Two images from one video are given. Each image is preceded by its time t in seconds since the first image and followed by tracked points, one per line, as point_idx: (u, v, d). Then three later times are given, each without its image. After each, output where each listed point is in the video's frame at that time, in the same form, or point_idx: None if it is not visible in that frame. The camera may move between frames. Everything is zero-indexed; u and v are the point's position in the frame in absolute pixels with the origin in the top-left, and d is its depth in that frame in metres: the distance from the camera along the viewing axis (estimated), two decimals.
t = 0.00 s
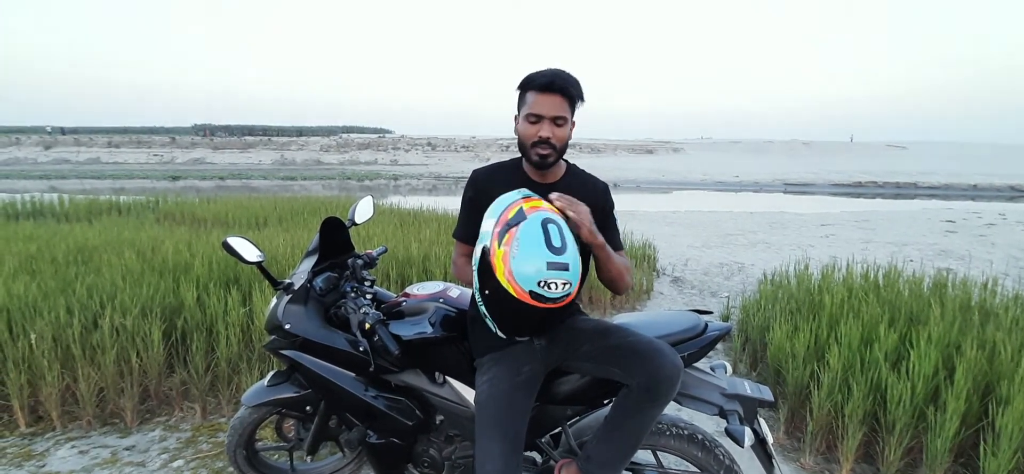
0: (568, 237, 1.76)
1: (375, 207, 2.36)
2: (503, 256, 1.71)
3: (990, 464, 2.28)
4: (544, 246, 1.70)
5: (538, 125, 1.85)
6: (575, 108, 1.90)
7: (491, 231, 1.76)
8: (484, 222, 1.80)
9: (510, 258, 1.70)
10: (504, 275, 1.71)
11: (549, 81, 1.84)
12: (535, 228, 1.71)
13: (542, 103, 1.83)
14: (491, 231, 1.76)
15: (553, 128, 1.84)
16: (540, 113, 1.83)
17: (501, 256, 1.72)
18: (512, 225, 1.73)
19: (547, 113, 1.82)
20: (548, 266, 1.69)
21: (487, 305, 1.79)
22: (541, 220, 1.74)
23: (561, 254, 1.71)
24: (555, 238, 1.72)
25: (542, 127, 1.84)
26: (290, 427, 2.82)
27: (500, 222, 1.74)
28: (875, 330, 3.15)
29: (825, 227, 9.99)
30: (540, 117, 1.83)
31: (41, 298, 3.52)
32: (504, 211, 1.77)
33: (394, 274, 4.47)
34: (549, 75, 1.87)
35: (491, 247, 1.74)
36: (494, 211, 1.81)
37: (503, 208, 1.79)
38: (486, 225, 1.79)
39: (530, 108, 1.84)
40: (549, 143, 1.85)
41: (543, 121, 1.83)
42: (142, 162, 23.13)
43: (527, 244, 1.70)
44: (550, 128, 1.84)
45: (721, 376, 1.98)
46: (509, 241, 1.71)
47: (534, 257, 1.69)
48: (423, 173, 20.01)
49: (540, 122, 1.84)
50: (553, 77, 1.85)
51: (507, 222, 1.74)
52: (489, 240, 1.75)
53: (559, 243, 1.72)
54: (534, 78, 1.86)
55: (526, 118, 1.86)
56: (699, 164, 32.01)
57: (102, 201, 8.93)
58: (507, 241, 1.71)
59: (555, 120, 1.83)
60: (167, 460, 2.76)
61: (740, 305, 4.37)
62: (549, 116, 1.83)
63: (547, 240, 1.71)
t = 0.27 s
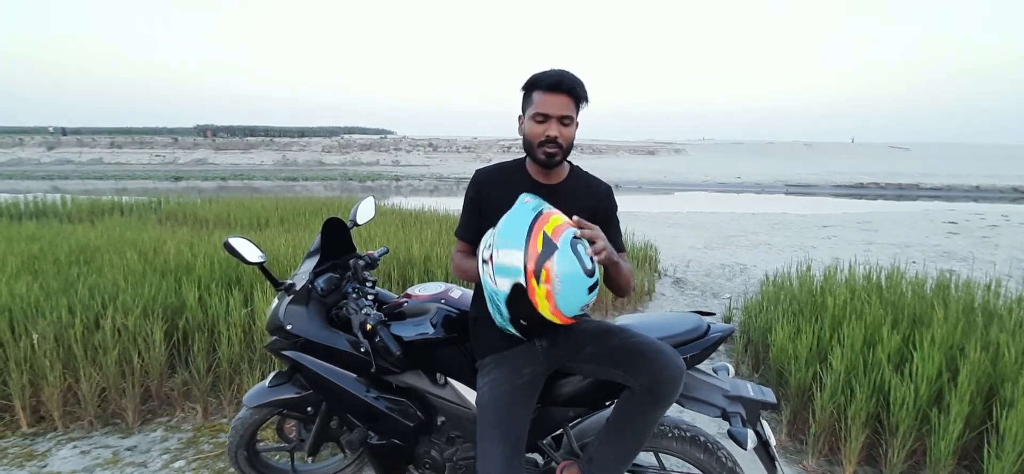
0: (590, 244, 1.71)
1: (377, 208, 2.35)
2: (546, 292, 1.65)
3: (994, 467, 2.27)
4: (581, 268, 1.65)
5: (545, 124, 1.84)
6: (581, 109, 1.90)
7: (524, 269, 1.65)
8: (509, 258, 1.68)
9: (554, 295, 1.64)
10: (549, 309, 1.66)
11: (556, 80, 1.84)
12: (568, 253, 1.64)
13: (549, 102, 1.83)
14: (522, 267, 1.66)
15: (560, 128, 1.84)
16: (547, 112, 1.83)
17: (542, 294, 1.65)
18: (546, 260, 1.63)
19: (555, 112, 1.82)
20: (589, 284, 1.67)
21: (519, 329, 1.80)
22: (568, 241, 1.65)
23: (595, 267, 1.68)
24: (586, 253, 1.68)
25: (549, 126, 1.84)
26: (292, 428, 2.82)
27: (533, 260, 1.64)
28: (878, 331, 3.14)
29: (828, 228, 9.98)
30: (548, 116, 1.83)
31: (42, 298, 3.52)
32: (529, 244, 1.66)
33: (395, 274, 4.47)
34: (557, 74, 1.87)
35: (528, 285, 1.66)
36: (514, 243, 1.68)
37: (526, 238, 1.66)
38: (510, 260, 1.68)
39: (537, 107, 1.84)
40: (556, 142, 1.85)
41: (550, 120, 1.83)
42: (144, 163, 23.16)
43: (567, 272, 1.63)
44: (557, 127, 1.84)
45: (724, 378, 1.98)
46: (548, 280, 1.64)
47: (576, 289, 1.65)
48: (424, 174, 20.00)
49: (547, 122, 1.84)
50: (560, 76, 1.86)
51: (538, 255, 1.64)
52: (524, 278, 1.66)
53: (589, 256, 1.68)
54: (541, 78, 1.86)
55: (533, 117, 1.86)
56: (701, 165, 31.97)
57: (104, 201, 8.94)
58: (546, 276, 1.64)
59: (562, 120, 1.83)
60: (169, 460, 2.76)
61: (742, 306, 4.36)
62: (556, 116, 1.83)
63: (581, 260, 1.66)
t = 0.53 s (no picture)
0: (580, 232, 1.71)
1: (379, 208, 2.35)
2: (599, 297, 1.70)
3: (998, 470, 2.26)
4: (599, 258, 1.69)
5: (553, 125, 1.84)
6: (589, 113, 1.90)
7: (577, 306, 1.65)
8: (557, 313, 1.65)
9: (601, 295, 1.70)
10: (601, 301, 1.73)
11: (568, 82, 1.84)
12: (591, 262, 1.65)
13: (560, 103, 1.82)
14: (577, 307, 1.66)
15: (567, 130, 1.84)
16: (556, 113, 1.82)
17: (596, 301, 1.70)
18: (585, 286, 1.64)
19: (563, 114, 1.82)
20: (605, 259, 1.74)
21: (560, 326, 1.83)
22: (580, 255, 1.65)
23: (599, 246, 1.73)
24: (591, 245, 1.69)
25: (556, 128, 1.83)
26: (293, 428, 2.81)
27: (579, 298, 1.63)
28: (881, 333, 3.13)
29: (830, 230, 9.95)
30: (556, 117, 1.82)
31: (45, 298, 3.52)
32: (569, 293, 1.62)
33: (397, 275, 4.46)
34: (570, 76, 1.86)
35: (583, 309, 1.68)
36: (559, 303, 1.63)
37: (564, 294, 1.62)
38: (565, 313, 1.65)
39: (547, 108, 1.83)
40: (561, 145, 1.84)
41: (558, 122, 1.82)
42: (147, 163, 23.20)
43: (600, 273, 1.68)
44: (565, 129, 1.83)
45: (727, 380, 1.97)
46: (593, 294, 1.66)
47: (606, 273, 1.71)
48: (426, 175, 20.01)
49: (555, 123, 1.83)
50: (573, 79, 1.85)
51: (583, 290, 1.64)
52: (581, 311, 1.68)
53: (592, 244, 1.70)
54: (554, 78, 1.85)
55: (542, 117, 1.85)
56: (703, 166, 31.93)
57: (107, 201, 8.96)
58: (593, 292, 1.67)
59: (570, 122, 1.83)
60: (170, 460, 2.76)
61: (745, 308, 4.35)
62: (565, 118, 1.82)
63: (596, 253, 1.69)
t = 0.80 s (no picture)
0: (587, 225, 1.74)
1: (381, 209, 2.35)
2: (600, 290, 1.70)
3: None
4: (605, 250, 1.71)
5: (559, 126, 1.83)
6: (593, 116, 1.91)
7: (580, 292, 1.64)
8: (558, 295, 1.63)
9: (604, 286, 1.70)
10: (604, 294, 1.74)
11: (576, 84, 1.84)
12: (597, 250, 1.67)
13: (567, 104, 1.82)
14: (579, 294, 1.65)
15: (573, 132, 1.83)
16: (563, 115, 1.82)
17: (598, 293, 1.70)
18: (589, 271, 1.64)
19: (570, 116, 1.82)
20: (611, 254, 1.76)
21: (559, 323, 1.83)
22: (586, 242, 1.66)
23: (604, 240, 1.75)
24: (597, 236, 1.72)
25: (563, 129, 1.83)
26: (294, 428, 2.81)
27: (583, 283, 1.63)
28: (885, 336, 3.11)
29: (834, 232, 9.92)
30: (563, 119, 1.82)
31: (49, 297, 3.53)
32: (573, 276, 1.62)
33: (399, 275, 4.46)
34: (577, 79, 1.86)
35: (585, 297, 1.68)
36: (561, 285, 1.63)
37: (567, 275, 1.62)
38: (566, 298, 1.64)
39: (554, 108, 1.83)
40: (567, 146, 1.84)
41: (565, 123, 1.82)
42: (151, 162, 23.24)
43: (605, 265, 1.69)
44: (571, 131, 1.83)
45: (729, 382, 1.96)
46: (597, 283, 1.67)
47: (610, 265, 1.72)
48: (428, 176, 20.01)
49: (562, 124, 1.83)
50: (580, 81, 1.85)
51: (588, 276, 1.64)
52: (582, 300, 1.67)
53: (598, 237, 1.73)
54: (561, 79, 1.85)
55: (548, 118, 1.84)
56: (706, 167, 31.89)
57: (111, 200, 8.98)
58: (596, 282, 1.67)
59: (577, 124, 1.83)
60: (172, 460, 2.76)
61: (747, 310, 4.34)
62: (572, 120, 1.82)
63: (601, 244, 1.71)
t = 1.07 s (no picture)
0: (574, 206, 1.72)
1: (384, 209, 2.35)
2: (584, 272, 1.67)
3: None
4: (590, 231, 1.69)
5: (561, 125, 1.83)
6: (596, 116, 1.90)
7: (558, 270, 1.62)
8: (535, 273, 1.62)
9: (588, 267, 1.67)
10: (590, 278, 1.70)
11: (578, 83, 1.84)
12: (578, 229, 1.65)
13: (569, 103, 1.82)
14: (558, 274, 1.63)
15: (575, 131, 1.83)
16: (564, 113, 1.82)
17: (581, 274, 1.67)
18: (568, 249, 1.62)
19: (572, 114, 1.82)
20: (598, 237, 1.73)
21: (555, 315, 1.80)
22: (567, 220, 1.65)
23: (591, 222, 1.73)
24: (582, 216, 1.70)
25: (565, 128, 1.83)
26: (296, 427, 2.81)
27: (560, 261, 1.62)
28: (889, 338, 3.10)
29: (837, 233, 9.89)
30: (565, 117, 1.82)
31: (52, 296, 3.53)
32: (549, 253, 1.61)
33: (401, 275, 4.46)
34: (579, 78, 1.86)
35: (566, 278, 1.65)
36: (536, 261, 1.61)
37: (543, 251, 1.61)
38: (543, 276, 1.62)
39: (556, 106, 1.83)
40: (569, 145, 1.84)
41: (567, 121, 1.82)
42: (155, 162, 23.28)
43: (588, 245, 1.67)
44: (573, 129, 1.83)
45: (732, 384, 1.95)
46: (578, 263, 1.64)
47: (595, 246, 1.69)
48: (432, 176, 20.02)
49: (564, 122, 1.83)
50: (582, 79, 1.85)
51: (565, 254, 1.62)
52: (563, 280, 1.64)
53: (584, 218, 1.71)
54: (563, 78, 1.85)
55: (550, 116, 1.84)
56: (709, 168, 31.86)
57: (114, 200, 9.00)
58: (576, 261, 1.64)
59: (579, 123, 1.83)
60: (174, 459, 2.76)
61: (750, 312, 4.32)
62: (574, 118, 1.82)
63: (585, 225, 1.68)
